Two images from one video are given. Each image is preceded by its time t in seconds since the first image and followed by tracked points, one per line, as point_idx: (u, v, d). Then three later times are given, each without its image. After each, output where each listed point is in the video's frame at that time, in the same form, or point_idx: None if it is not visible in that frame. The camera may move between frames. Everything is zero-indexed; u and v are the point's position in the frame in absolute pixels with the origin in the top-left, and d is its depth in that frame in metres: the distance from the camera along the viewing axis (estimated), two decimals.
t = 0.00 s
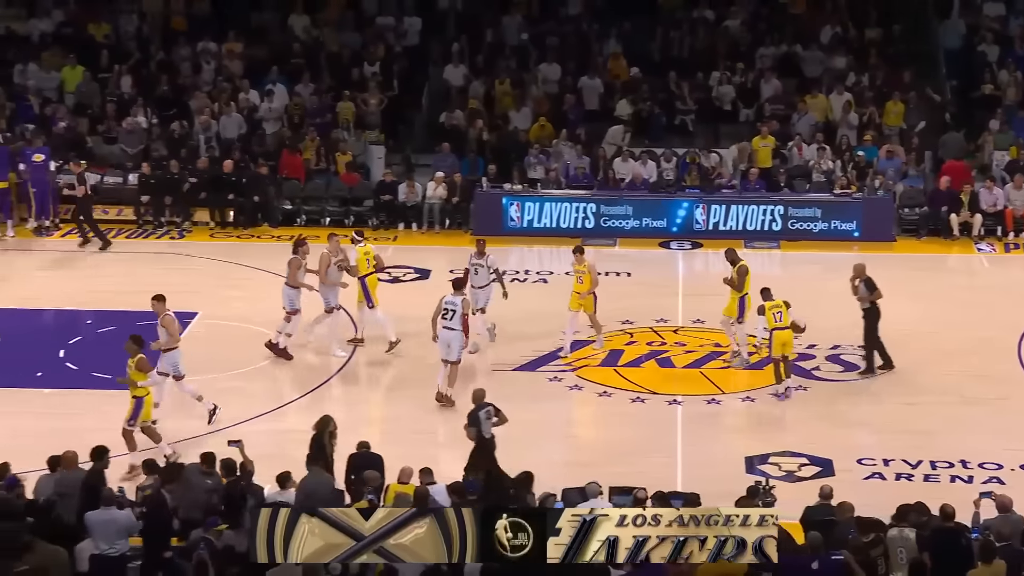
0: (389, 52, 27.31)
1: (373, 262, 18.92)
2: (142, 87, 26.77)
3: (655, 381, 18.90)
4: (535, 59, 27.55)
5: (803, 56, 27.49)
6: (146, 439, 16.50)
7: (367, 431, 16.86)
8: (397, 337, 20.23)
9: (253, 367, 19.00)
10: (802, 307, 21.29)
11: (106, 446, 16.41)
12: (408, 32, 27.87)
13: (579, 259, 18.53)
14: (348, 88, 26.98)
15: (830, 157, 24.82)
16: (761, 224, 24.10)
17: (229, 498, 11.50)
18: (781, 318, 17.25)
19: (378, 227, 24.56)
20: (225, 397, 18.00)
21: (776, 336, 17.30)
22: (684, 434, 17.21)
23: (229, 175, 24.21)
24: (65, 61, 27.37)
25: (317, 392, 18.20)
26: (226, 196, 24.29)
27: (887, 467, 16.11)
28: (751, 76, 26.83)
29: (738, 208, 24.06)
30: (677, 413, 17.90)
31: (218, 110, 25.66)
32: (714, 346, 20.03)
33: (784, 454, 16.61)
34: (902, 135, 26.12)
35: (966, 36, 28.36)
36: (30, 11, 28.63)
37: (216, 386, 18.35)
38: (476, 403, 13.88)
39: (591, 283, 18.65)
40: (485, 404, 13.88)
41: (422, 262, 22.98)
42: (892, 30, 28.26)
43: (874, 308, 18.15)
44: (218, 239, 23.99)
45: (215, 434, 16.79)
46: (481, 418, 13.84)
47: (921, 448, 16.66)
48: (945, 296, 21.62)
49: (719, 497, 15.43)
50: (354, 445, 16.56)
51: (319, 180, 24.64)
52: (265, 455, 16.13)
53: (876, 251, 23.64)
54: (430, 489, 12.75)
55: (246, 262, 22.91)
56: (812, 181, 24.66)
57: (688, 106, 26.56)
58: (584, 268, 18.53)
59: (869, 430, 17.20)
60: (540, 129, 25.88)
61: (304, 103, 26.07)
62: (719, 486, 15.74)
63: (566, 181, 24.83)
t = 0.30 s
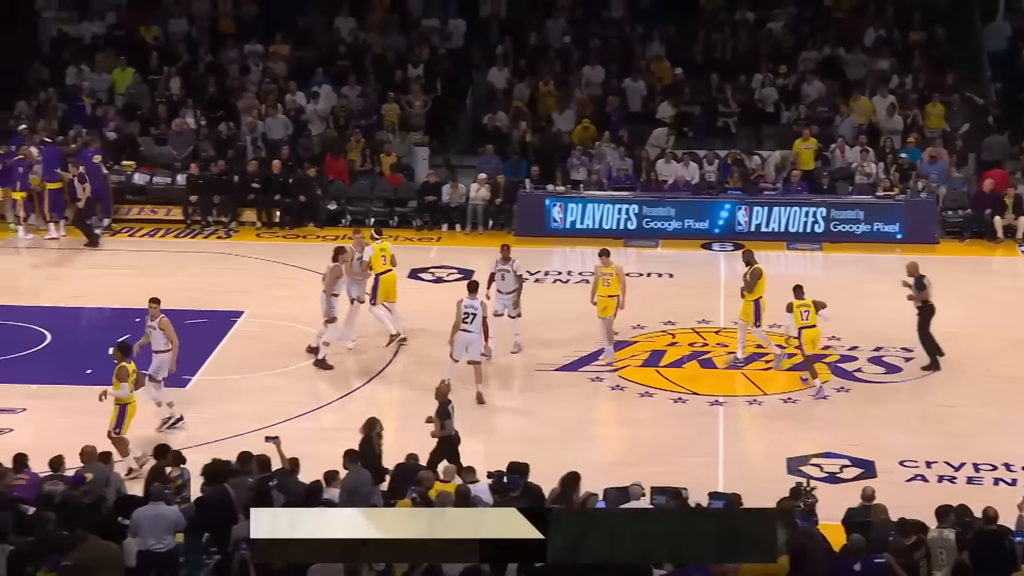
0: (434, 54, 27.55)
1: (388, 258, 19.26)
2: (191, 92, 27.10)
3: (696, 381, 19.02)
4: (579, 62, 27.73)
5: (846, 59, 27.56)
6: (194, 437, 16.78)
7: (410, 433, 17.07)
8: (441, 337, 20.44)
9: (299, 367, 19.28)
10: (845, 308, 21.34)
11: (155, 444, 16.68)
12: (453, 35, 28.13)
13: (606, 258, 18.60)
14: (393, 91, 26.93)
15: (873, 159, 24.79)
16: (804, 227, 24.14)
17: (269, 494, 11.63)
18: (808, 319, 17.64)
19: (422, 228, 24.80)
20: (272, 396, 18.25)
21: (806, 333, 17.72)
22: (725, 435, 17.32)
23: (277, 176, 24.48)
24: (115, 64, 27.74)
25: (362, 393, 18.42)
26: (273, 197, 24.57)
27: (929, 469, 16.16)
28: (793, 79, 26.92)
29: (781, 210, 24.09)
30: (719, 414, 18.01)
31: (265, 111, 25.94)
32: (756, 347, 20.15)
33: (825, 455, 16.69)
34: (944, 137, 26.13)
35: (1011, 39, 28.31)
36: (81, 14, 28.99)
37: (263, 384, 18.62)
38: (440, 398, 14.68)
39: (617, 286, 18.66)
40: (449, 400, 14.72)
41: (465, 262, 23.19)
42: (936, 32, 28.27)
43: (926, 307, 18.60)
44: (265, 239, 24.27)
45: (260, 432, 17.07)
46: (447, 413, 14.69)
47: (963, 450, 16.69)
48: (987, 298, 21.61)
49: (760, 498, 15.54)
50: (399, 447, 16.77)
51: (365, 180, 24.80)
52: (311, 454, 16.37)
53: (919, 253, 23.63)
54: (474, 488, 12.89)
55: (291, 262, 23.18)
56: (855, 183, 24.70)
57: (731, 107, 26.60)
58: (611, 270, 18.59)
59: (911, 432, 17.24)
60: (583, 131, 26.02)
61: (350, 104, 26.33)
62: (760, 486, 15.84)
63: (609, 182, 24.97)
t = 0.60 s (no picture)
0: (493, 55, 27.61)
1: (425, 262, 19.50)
2: (252, 93, 27.28)
3: (755, 383, 18.95)
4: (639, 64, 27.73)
5: (909, 61, 27.39)
6: (252, 437, 16.93)
7: (469, 438, 17.14)
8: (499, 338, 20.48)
9: (358, 366, 19.37)
10: (906, 312, 21.19)
11: (217, 441, 16.82)
12: (513, 35, 28.13)
13: (651, 271, 18.60)
14: (451, 91, 27.23)
15: (936, 161, 24.61)
16: (864, 229, 24.02)
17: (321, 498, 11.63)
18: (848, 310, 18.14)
19: (480, 228, 24.83)
20: (331, 395, 18.35)
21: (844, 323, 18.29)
22: (784, 438, 17.26)
23: (336, 175, 24.59)
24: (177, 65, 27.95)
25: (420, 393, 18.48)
26: (332, 196, 24.70)
27: (992, 474, 16.03)
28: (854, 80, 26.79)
29: (841, 211, 23.97)
30: (777, 416, 17.94)
31: (324, 111, 26.10)
32: (815, 350, 20.05)
33: (885, 459, 16.59)
34: (1009, 139, 25.90)
35: None
36: (143, 16, 29.24)
37: (322, 383, 18.72)
38: (424, 399, 14.33)
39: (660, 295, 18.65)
40: (434, 402, 14.32)
41: (523, 262, 23.22)
42: (1001, 33, 28.02)
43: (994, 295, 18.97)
44: (323, 238, 24.41)
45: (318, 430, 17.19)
46: (429, 414, 14.27)
47: None
48: None
49: (819, 502, 15.48)
50: (458, 449, 16.84)
51: (423, 180, 24.94)
52: (370, 454, 16.46)
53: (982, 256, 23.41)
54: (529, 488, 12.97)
55: (349, 261, 23.28)
56: (917, 185, 24.54)
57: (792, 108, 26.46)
58: (655, 282, 18.57)
59: (973, 437, 17.10)
60: (642, 132, 25.99)
61: (409, 104, 26.45)
62: (820, 490, 15.78)
63: (667, 183, 24.92)
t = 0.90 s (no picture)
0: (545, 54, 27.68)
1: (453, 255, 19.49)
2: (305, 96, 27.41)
3: (806, 386, 18.85)
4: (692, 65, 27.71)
5: (966, 62, 27.22)
6: (304, 435, 17.04)
7: (520, 440, 17.17)
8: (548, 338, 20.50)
9: (408, 364, 19.40)
10: (959, 314, 21.06)
11: (270, 440, 16.93)
12: (565, 36, 28.11)
13: (686, 274, 18.41)
14: (503, 91, 27.29)
15: (992, 162, 24.51)
16: (918, 230, 23.86)
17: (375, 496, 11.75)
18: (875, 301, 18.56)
19: (531, 229, 24.86)
20: (382, 394, 18.41)
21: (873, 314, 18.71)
22: (835, 441, 17.20)
23: (388, 174, 24.67)
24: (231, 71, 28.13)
25: (470, 393, 18.53)
26: (383, 194, 24.78)
27: None
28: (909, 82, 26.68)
29: (894, 213, 23.82)
30: (829, 418, 17.87)
31: (376, 111, 26.22)
32: (867, 352, 19.92)
33: (938, 462, 16.49)
34: None
35: None
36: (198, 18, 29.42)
37: (372, 381, 18.79)
38: (410, 398, 14.93)
39: (696, 301, 18.42)
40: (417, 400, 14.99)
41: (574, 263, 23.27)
42: None
43: None
44: (374, 237, 24.53)
45: (368, 429, 17.27)
46: (414, 413, 14.96)
47: None
48: None
49: (872, 505, 15.42)
50: (509, 450, 16.89)
51: (475, 180, 25.04)
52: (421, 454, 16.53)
53: None
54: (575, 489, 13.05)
55: (399, 260, 23.37)
56: (972, 187, 24.40)
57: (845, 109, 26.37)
58: (690, 286, 18.37)
59: None
60: (693, 132, 25.94)
61: (461, 105, 26.52)
62: (872, 493, 15.72)
63: (719, 184, 24.87)
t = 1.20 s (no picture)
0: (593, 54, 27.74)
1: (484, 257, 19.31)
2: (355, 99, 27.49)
3: (855, 388, 18.74)
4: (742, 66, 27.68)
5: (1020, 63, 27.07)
6: (351, 435, 17.10)
7: (567, 442, 17.14)
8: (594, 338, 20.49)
9: (455, 364, 19.40)
10: (1011, 317, 20.89)
11: (316, 439, 16.99)
12: (614, 36, 28.11)
13: (716, 281, 18.00)
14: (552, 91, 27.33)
15: None
16: (969, 232, 23.64)
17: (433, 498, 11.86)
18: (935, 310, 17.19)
19: (578, 229, 24.96)
20: (428, 394, 18.42)
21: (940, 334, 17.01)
22: (885, 444, 17.09)
23: (434, 174, 24.74)
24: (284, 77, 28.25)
25: (517, 393, 18.55)
26: (429, 193, 24.87)
27: None
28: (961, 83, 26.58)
29: (945, 215, 23.61)
30: (879, 421, 17.77)
31: (424, 111, 26.27)
32: (917, 354, 19.76)
33: (989, 466, 16.36)
34: None
35: None
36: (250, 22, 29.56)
37: (419, 380, 18.83)
38: (399, 393, 14.90)
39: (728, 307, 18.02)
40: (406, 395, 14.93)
41: (621, 264, 23.28)
42: None
43: None
44: (421, 238, 24.66)
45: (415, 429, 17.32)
46: (403, 407, 14.84)
47: None
48: None
49: (922, 509, 15.32)
50: (556, 450, 16.89)
51: (522, 180, 25.07)
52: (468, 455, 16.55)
53: None
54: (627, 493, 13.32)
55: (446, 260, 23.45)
56: None
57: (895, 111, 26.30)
58: (721, 292, 17.97)
59: None
60: (742, 131, 25.87)
61: (510, 105, 26.57)
62: (923, 497, 15.62)
63: (767, 185, 24.81)
